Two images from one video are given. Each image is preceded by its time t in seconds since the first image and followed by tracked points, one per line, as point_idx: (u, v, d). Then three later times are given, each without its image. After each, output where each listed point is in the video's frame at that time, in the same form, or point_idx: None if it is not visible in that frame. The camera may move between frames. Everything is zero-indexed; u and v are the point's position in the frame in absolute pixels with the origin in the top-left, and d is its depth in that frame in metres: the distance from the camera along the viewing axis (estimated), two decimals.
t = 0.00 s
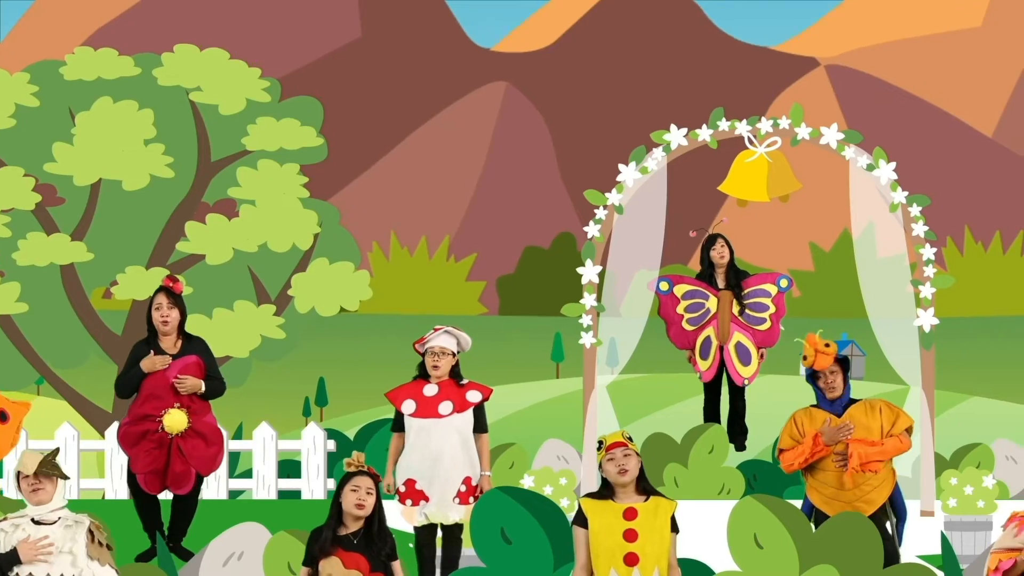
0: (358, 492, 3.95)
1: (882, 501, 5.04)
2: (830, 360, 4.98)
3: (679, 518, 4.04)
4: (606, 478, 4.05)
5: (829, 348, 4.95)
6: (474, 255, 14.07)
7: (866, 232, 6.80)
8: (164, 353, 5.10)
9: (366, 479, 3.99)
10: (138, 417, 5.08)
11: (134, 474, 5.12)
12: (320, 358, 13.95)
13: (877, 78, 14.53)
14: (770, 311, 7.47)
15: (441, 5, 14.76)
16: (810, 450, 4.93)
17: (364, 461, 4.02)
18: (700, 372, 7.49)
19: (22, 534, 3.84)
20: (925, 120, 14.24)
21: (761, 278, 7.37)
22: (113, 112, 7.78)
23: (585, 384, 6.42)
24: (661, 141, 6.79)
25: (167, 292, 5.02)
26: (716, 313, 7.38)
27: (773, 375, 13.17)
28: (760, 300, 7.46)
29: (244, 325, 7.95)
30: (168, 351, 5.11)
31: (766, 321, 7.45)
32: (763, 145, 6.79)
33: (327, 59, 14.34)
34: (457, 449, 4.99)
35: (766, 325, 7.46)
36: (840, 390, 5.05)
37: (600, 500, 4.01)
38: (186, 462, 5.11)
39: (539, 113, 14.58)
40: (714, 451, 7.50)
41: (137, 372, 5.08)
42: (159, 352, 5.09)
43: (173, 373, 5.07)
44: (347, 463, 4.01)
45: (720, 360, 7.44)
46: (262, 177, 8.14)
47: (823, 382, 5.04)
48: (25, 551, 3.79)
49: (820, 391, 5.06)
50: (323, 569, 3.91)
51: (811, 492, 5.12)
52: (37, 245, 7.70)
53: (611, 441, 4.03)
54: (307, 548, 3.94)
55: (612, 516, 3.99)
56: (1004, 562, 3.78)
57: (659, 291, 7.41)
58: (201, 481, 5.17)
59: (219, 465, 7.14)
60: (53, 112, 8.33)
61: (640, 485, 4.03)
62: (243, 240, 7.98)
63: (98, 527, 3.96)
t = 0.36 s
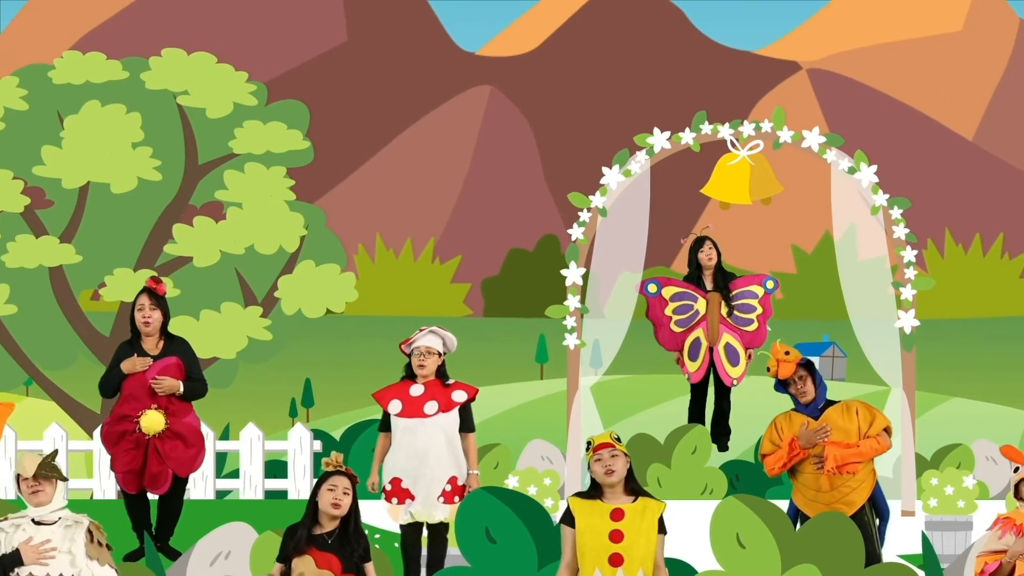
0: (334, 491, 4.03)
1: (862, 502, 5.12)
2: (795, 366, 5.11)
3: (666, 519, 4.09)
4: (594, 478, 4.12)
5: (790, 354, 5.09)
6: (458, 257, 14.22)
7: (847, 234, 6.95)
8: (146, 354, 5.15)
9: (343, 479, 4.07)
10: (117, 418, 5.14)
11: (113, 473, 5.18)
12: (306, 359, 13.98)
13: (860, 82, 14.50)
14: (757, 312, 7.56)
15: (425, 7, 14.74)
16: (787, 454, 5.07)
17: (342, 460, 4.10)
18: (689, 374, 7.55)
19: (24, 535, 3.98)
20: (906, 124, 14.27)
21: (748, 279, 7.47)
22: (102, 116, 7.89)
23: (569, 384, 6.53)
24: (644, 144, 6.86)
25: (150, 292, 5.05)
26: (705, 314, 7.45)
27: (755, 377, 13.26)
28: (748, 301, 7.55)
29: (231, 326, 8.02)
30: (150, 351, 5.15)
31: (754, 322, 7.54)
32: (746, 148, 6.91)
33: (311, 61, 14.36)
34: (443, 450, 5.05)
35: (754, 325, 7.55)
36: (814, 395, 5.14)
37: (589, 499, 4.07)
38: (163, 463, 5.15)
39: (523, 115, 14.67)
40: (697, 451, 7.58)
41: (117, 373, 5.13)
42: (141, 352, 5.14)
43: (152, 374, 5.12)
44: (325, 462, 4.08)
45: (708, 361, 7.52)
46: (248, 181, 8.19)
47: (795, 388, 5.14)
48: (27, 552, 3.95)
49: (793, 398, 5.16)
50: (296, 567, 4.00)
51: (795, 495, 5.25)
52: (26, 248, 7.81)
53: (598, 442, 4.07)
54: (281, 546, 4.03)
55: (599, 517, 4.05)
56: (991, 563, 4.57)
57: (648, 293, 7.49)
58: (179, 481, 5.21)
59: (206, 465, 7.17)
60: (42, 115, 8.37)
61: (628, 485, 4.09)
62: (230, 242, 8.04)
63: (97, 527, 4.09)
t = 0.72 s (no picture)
0: (310, 494, 4.02)
1: (844, 502, 5.21)
2: (775, 369, 5.12)
3: (651, 523, 4.13)
4: (582, 478, 4.17)
5: (771, 358, 5.10)
6: (444, 259, 14.27)
7: (828, 236, 6.96)
8: (130, 355, 5.17)
9: (320, 482, 4.06)
10: (103, 420, 5.18)
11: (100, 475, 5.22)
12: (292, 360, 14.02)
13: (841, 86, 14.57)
14: (744, 314, 7.62)
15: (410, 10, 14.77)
16: (771, 457, 5.13)
17: (319, 465, 4.10)
18: (675, 374, 7.63)
19: (26, 535, 4.04)
20: (886, 128, 14.36)
21: (734, 282, 7.54)
22: (90, 119, 7.98)
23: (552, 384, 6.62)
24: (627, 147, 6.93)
25: (135, 295, 5.09)
26: (691, 316, 7.52)
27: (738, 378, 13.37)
28: (734, 304, 7.61)
29: (217, 327, 8.07)
30: (134, 353, 5.17)
31: (740, 325, 7.58)
32: (728, 151, 6.99)
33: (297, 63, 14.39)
34: (430, 451, 5.11)
35: (740, 328, 7.59)
36: (794, 397, 5.18)
37: (576, 499, 4.13)
38: (148, 463, 5.19)
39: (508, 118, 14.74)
40: (680, 452, 7.63)
41: (104, 375, 5.18)
42: (126, 353, 5.17)
43: (136, 376, 5.17)
44: (302, 465, 4.09)
45: (694, 363, 7.59)
46: (235, 183, 8.23)
47: (776, 391, 5.18)
48: (30, 551, 4.02)
49: (774, 400, 5.20)
50: (271, 569, 3.99)
51: (777, 496, 5.33)
52: (14, 250, 7.88)
53: (588, 443, 4.11)
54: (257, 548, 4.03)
55: (585, 515, 4.10)
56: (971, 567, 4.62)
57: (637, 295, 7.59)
58: (165, 482, 5.25)
59: (194, 465, 7.25)
60: (30, 119, 8.46)
61: (616, 487, 4.14)
62: (217, 244, 8.08)
63: (98, 527, 4.16)
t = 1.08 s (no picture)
0: (293, 493, 4.09)
1: (826, 502, 5.30)
2: (780, 364, 5.28)
3: (632, 524, 4.21)
4: (565, 479, 4.24)
5: (781, 352, 5.26)
6: (429, 262, 14.34)
7: (809, 239, 7.07)
8: (122, 356, 5.28)
9: (303, 480, 4.13)
10: (95, 420, 5.28)
11: (92, 475, 5.31)
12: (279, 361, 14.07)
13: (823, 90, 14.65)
14: (724, 318, 7.68)
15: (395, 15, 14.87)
16: (756, 453, 5.19)
17: (301, 463, 4.16)
18: (653, 373, 7.77)
19: (18, 536, 4.13)
20: (868, 131, 14.47)
21: (715, 285, 7.60)
22: (78, 123, 8.10)
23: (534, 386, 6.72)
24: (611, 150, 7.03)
25: (128, 297, 5.19)
26: (670, 317, 7.61)
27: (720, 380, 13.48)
28: (714, 307, 7.68)
29: (203, 329, 8.12)
30: (126, 354, 5.29)
31: (720, 328, 7.65)
32: (710, 155, 7.09)
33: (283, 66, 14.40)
34: (417, 450, 5.18)
35: (720, 331, 7.66)
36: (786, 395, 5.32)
37: (557, 499, 4.20)
38: (141, 463, 5.29)
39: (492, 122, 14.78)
40: (663, 452, 7.72)
41: (95, 377, 5.28)
42: (117, 355, 5.28)
43: (129, 377, 5.28)
44: (285, 464, 4.15)
45: (670, 362, 7.70)
46: (222, 186, 8.33)
47: (771, 384, 5.32)
48: (24, 552, 4.12)
49: (767, 394, 5.33)
50: (258, 567, 4.05)
51: (757, 493, 5.38)
52: (3, 252, 8.00)
53: (569, 444, 4.18)
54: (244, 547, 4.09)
55: (567, 514, 4.17)
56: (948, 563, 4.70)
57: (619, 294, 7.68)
58: (156, 481, 5.35)
59: (181, 465, 7.28)
60: (19, 123, 8.56)
61: (598, 487, 4.21)
62: (204, 247, 8.17)
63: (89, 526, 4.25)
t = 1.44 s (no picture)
0: (286, 491, 4.25)
1: (809, 501, 5.39)
2: (790, 366, 5.29)
3: (610, 521, 4.27)
4: (542, 480, 4.30)
5: (795, 354, 5.29)
6: (414, 263, 14.47)
7: (790, 241, 7.15)
8: (115, 358, 5.53)
9: (295, 479, 4.29)
10: (86, 419, 5.51)
11: (78, 473, 5.53)
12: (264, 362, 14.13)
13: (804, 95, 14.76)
14: (697, 322, 7.75)
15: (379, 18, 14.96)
16: (746, 450, 5.24)
17: (292, 462, 4.32)
18: (625, 372, 7.85)
19: (6, 535, 4.34)
20: (849, 136, 14.54)
21: (691, 289, 7.67)
22: (66, 126, 8.35)
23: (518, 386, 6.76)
24: (594, 153, 7.11)
25: (124, 299, 5.44)
26: (644, 318, 7.70)
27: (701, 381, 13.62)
28: (688, 310, 7.74)
29: (191, 331, 8.22)
30: (119, 356, 5.54)
31: (693, 332, 7.73)
32: (693, 158, 7.16)
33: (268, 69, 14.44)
34: (404, 450, 5.26)
35: (692, 335, 7.73)
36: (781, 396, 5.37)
37: (535, 500, 4.26)
38: (128, 465, 5.53)
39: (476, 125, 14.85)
40: (646, 452, 7.81)
41: (88, 376, 5.51)
42: (111, 355, 5.52)
43: (122, 379, 5.53)
44: (277, 463, 4.30)
45: (642, 363, 7.80)
46: (208, 188, 8.52)
47: (771, 383, 5.34)
48: (12, 551, 4.31)
49: (764, 392, 5.36)
50: (255, 565, 4.20)
51: (738, 490, 5.40)
52: None
53: (544, 446, 4.26)
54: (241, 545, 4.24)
55: (546, 515, 4.23)
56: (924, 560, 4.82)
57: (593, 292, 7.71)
58: (141, 484, 5.60)
59: (168, 465, 7.33)
60: (8, 127, 8.81)
61: (574, 487, 4.28)
62: (192, 249, 8.34)
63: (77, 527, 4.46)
